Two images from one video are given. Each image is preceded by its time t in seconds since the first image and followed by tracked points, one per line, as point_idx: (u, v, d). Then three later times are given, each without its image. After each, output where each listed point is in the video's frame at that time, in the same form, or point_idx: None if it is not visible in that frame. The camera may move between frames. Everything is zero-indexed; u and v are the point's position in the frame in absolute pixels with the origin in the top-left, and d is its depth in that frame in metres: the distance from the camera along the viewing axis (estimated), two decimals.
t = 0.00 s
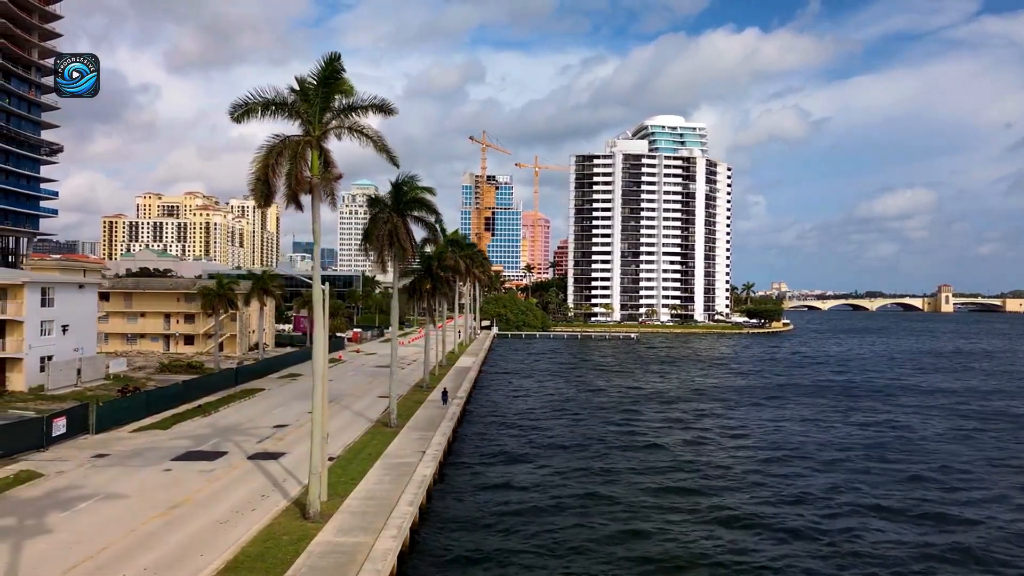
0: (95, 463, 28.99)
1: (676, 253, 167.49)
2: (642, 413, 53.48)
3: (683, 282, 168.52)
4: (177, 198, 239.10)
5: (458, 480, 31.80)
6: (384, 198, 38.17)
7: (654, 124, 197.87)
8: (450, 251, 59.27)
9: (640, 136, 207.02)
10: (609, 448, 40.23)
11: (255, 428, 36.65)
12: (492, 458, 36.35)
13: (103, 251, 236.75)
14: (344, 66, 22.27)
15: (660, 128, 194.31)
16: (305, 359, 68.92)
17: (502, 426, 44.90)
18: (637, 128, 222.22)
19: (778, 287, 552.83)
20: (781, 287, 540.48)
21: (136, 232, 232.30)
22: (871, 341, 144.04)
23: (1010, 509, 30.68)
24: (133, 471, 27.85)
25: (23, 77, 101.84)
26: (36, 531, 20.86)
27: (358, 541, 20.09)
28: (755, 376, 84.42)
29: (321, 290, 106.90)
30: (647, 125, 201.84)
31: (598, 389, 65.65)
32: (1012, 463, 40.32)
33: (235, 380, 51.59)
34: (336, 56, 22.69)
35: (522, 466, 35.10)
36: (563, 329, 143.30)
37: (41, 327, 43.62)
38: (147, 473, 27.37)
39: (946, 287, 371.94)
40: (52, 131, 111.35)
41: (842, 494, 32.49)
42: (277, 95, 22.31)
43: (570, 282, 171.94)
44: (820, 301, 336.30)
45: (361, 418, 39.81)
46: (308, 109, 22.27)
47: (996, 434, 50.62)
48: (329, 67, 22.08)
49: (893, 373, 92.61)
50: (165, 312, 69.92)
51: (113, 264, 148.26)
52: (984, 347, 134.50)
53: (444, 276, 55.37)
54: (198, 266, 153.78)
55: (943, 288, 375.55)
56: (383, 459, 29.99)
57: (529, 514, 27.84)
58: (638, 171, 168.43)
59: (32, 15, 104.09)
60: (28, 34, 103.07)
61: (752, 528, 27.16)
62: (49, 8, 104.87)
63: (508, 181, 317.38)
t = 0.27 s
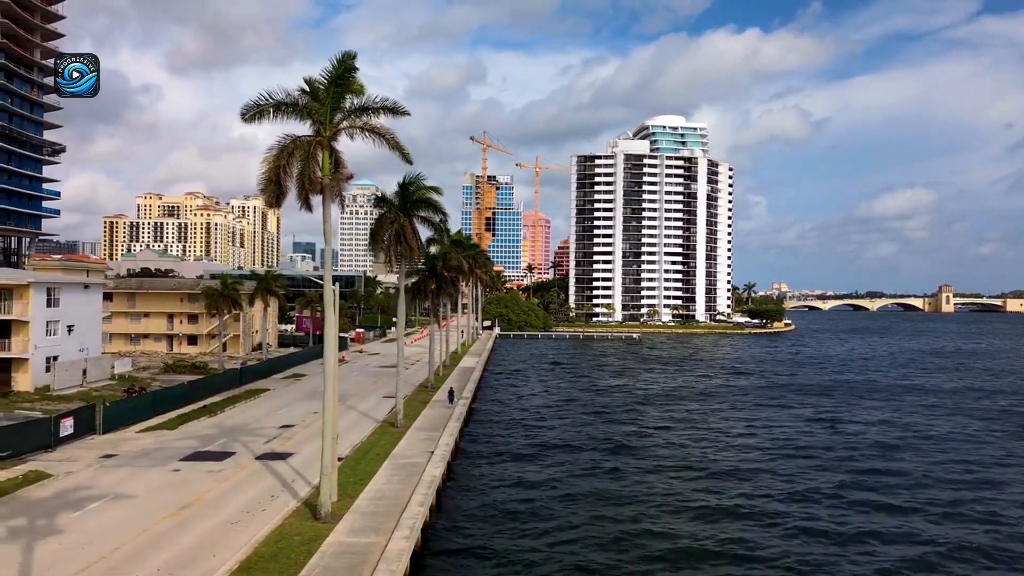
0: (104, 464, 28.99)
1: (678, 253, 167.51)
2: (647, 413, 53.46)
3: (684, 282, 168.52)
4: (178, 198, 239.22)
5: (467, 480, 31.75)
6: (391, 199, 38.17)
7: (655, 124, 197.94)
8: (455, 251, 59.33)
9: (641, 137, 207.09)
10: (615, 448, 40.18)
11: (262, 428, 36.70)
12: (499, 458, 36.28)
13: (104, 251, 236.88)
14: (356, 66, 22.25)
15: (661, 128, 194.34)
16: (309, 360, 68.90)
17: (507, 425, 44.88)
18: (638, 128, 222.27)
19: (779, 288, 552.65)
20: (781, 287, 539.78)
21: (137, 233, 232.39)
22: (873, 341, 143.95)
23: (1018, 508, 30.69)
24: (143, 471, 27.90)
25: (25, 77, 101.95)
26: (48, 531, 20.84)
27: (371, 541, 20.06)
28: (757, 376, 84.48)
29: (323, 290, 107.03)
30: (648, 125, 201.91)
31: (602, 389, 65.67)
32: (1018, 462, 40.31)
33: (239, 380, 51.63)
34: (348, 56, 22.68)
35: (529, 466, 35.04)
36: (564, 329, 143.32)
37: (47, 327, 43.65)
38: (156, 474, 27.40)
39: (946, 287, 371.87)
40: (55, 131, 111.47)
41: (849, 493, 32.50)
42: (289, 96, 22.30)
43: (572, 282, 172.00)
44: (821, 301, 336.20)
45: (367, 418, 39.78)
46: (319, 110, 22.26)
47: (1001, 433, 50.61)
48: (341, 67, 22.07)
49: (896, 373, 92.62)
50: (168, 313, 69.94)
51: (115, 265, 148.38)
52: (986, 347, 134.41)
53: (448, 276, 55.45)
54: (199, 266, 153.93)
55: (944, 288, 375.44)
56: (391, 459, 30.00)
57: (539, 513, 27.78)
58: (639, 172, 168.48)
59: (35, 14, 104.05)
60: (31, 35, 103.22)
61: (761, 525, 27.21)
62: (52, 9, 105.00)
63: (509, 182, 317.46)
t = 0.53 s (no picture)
0: (113, 464, 28.99)
1: (679, 253, 167.51)
2: (652, 412, 53.43)
3: (686, 283, 168.53)
4: (178, 198, 239.21)
5: (475, 480, 31.76)
6: (398, 199, 37.96)
7: (656, 124, 198.00)
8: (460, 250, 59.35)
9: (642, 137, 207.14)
10: (622, 447, 40.14)
11: (269, 429, 36.71)
12: (506, 458, 36.23)
13: (105, 252, 236.92)
14: (367, 65, 22.17)
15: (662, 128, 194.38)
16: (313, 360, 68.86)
17: (513, 425, 44.86)
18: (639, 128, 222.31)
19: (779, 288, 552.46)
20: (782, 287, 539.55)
21: (138, 233, 232.33)
22: (875, 340, 143.86)
23: None
24: (152, 471, 27.88)
25: (27, 78, 101.97)
26: (60, 531, 20.83)
27: (384, 541, 20.06)
28: (761, 376, 84.50)
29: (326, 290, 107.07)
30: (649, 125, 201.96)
31: (606, 389, 65.67)
32: None
33: (244, 380, 51.58)
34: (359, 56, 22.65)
35: (537, 465, 34.98)
36: (566, 329, 143.32)
37: (53, 327, 43.66)
38: (166, 474, 27.39)
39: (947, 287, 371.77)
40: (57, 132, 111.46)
41: (858, 492, 32.49)
42: (301, 96, 22.26)
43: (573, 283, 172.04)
44: (821, 301, 336.26)
45: (373, 419, 39.76)
46: (331, 110, 22.23)
47: (1007, 432, 50.60)
48: (352, 66, 22.02)
49: (899, 372, 92.59)
50: (172, 313, 69.93)
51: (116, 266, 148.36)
52: (989, 347, 134.34)
53: (453, 276, 55.46)
54: (201, 266, 153.92)
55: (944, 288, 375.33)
56: (400, 459, 29.98)
57: (548, 513, 27.75)
58: (641, 172, 168.48)
59: (37, 15, 104.05)
60: (33, 35, 103.22)
61: (771, 524, 27.21)
62: (54, 9, 105.00)
63: (510, 182, 317.45)
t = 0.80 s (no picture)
0: (121, 464, 28.96)
1: (681, 253, 167.42)
2: (656, 412, 53.44)
3: (687, 283, 168.49)
4: (179, 198, 238.91)
5: (483, 480, 31.80)
6: (405, 198, 38.06)
7: (657, 124, 197.89)
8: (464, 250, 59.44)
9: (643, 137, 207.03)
10: (628, 446, 40.10)
11: (275, 429, 36.75)
12: (514, 457, 36.26)
13: (105, 252, 236.60)
14: (379, 64, 22.11)
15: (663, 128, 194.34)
16: (316, 360, 68.87)
17: (519, 425, 44.84)
18: (641, 128, 222.22)
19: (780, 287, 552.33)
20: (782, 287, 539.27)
21: (138, 234, 232.29)
22: (877, 340, 143.72)
23: None
24: (160, 471, 27.86)
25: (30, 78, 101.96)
26: (70, 531, 20.81)
27: (395, 542, 20.05)
28: (763, 375, 84.50)
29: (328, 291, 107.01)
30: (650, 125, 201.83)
31: (610, 389, 65.70)
32: None
33: (249, 380, 51.57)
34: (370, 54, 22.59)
35: (544, 464, 34.98)
36: (568, 329, 143.29)
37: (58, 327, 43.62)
38: (174, 474, 27.38)
39: (948, 287, 371.40)
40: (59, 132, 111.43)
41: (864, 491, 32.45)
42: (312, 95, 22.23)
43: (575, 283, 172.03)
44: (822, 301, 336.04)
45: (379, 419, 39.75)
46: (342, 109, 22.17)
47: (1011, 431, 50.57)
48: (363, 65, 21.98)
49: (902, 372, 92.46)
50: (175, 313, 69.89)
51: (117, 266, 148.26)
52: (991, 347, 134.14)
53: (457, 276, 55.49)
54: (202, 267, 153.82)
55: (945, 288, 375.04)
56: (407, 459, 29.97)
57: (556, 512, 27.70)
58: (642, 172, 168.41)
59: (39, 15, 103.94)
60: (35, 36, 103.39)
61: (779, 524, 27.21)
62: (56, 9, 105.12)
63: (510, 182, 317.24)
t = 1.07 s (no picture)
0: (128, 465, 28.92)
1: (682, 253, 167.46)
2: (661, 412, 53.45)
3: (689, 283, 168.52)
4: (179, 198, 238.63)
5: (491, 480, 31.80)
6: (411, 198, 37.99)
7: (658, 124, 197.90)
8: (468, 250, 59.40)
9: (643, 137, 207.00)
10: (634, 447, 40.12)
11: (281, 429, 36.76)
12: (521, 457, 36.26)
13: (106, 252, 236.28)
14: (390, 64, 22.07)
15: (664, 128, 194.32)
16: (320, 361, 68.87)
17: (524, 425, 44.85)
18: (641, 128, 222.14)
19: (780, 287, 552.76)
20: (782, 288, 539.00)
21: (138, 234, 232.18)
22: (879, 341, 143.73)
23: None
24: (168, 472, 27.84)
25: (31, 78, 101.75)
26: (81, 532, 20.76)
27: (406, 543, 19.99)
28: (766, 375, 84.56)
29: (329, 291, 106.95)
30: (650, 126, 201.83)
31: (613, 389, 65.70)
32: None
33: (253, 381, 51.55)
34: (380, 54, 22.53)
35: (551, 465, 34.96)
36: (569, 330, 143.29)
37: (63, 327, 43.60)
38: (183, 475, 27.35)
39: (948, 287, 371.43)
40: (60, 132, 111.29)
41: (872, 492, 32.40)
42: (322, 95, 22.17)
43: (576, 283, 172.03)
44: (822, 302, 336.14)
45: (385, 419, 39.70)
46: (352, 109, 22.12)
47: (1015, 431, 50.61)
48: (373, 65, 21.94)
49: (904, 372, 92.49)
50: (178, 313, 69.84)
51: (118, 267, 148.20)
52: (992, 347, 134.20)
53: (462, 276, 55.51)
54: (203, 267, 153.71)
55: (946, 288, 375.07)
56: (415, 460, 29.98)
57: (565, 512, 27.70)
58: (644, 172, 168.40)
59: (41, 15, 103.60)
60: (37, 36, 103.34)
61: (788, 524, 27.16)
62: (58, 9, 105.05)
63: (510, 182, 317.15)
